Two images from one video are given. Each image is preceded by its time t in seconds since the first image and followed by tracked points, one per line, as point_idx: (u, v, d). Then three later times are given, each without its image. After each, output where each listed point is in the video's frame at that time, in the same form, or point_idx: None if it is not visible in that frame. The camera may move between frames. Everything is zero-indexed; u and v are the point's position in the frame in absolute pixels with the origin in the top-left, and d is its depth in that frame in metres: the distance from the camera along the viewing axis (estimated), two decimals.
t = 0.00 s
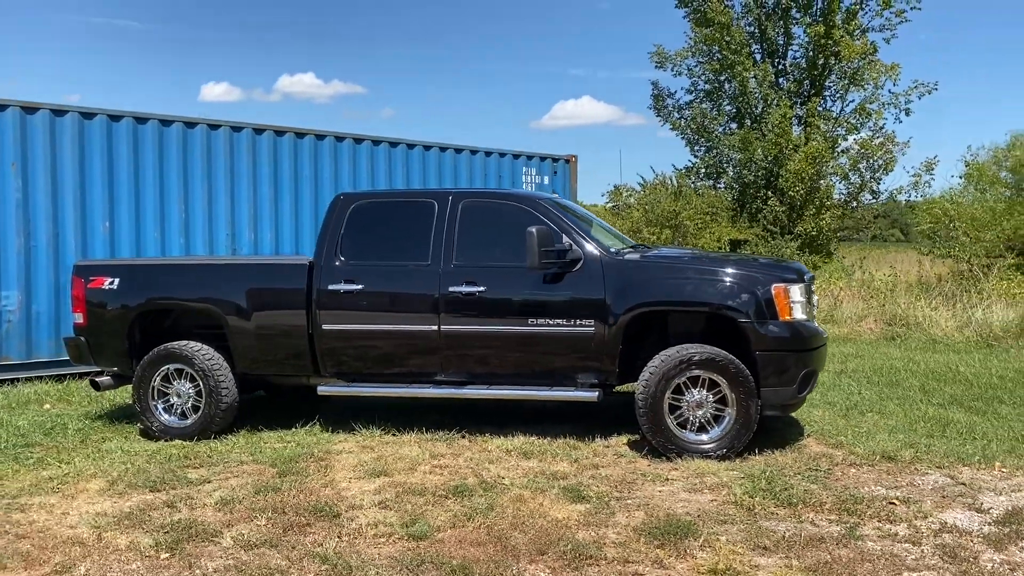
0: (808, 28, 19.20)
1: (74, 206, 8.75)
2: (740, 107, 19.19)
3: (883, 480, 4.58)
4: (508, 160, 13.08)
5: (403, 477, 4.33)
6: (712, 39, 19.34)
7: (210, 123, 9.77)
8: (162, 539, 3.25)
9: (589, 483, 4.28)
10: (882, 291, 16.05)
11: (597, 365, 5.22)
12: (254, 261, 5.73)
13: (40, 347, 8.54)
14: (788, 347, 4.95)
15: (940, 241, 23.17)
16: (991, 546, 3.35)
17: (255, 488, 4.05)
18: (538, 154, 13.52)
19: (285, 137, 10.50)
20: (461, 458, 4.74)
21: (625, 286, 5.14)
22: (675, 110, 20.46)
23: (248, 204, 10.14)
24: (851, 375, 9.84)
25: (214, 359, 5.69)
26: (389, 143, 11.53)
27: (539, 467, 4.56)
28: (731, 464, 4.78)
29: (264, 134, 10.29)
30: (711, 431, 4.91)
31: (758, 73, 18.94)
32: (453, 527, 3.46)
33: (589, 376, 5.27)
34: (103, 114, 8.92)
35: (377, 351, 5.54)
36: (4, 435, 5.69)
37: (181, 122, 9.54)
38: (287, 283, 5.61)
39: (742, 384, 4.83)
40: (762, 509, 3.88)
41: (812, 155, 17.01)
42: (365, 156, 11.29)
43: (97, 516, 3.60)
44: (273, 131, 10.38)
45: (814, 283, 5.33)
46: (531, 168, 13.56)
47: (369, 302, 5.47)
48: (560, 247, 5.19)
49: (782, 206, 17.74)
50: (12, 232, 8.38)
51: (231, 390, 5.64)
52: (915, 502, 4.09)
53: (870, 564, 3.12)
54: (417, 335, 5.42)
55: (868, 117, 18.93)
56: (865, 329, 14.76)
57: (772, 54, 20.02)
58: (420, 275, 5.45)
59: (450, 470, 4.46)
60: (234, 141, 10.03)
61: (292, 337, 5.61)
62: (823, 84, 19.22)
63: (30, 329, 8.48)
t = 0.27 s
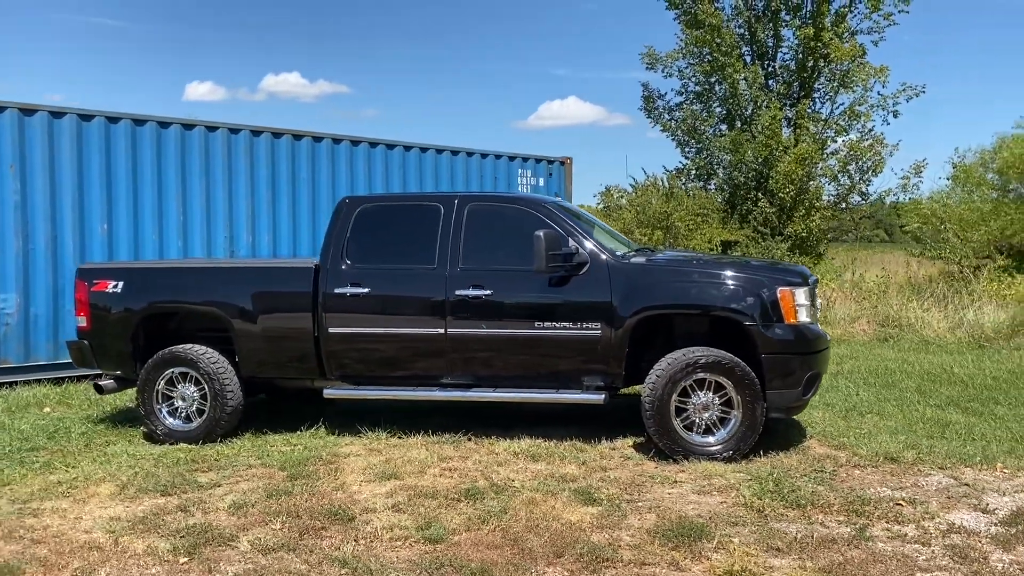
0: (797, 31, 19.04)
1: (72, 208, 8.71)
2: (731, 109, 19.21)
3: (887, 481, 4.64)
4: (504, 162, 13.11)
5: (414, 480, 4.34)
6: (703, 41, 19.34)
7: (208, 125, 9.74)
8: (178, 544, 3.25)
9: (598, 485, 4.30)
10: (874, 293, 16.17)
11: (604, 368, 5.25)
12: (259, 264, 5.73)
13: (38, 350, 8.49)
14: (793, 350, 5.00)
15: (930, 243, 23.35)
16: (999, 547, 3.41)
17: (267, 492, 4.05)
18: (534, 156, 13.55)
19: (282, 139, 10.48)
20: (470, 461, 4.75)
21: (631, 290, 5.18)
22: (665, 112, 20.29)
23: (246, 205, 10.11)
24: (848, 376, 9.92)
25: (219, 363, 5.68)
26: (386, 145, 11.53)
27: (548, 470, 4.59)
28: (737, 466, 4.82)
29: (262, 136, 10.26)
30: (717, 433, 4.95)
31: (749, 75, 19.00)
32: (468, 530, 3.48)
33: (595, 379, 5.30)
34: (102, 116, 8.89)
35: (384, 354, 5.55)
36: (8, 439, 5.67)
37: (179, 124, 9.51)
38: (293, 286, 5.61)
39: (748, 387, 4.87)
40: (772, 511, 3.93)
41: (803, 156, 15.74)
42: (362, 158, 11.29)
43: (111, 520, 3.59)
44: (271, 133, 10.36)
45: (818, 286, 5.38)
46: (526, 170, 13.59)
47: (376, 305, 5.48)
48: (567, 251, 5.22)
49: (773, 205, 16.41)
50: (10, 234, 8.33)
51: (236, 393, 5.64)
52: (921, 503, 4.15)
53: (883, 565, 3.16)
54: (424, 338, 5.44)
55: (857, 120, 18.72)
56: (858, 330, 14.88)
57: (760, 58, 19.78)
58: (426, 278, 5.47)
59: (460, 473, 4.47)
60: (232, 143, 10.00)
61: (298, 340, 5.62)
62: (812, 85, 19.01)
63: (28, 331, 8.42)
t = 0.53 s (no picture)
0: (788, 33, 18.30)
1: (74, 207, 8.69)
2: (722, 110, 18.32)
3: (894, 476, 4.71)
4: (501, 161, 13.16)
5: (428, 477, 4.37)
6: (695, 43, 18.41)
7: (209, 124, 9.74)
8: (200, 541, 3.27)
9: (611, 482, 4.34)
10: (868, 293, 16.28)
11: (612, 366, 5.30)
12: (268, 263, 5.75)
13: (39, 350, 8.46)
14: (801, 348, 5.06)
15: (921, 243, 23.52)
16: (1010, 540, 3.48)
17: (283, 490, 4.06)
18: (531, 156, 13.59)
19: (282, 138, 10.47)
20: (481, 458, 4.79)
21: (639, 289, 5.22)
22: (656, 111, 20.20)
23: (246, 205, 10.11)
24: (845, 374, 10.01)
25: (228, 362, 5.69)
26: (385, 144, 11.54)
27: (559, 467, 4.63)
28: (746, 462, 4.88)
29: (262, 136, 10.25)
30: (725, 430, 5.01)
31: (740, 76, 18.22)
32: (486, 526, 3.52)
33: (603, 377, 5.35)
34: (103, 115, 8.87)
35: (393, 352, 5.58)
36: (16, 439, 5.66)
37: (180, 123, 9.49)
38: (302, 285, 5.63)
39: (756, 385, 4.93)
40: (784, 506, 3.98)
41: (793, 157, 15.53)
42: (362, 158, 11.29)
43: (130, 518, 3.61)
44: (271, 132, 10.35)
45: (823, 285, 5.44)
46: (523, 170, 13.62)
47: (385, 304, 5.50)
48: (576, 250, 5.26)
49: (763, 206, 16.17)
50: (12, 233, 8.30)
51: (244, 392, 5.65)
52: (929, 498, 4.22)
53: (897, 559, 3.21)
54: (434, 337, 5.47)
55: (846, 121, 18.62)
56: (852, 329, 15.02)
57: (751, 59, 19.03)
58: (436, 278, 5.50)
59: (473, 470, 4.51)
60: (232, 142, 10.00)
61: (308, 339, 5.64)
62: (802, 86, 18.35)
63: (29, 331, 8.40)
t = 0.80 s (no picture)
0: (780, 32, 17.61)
1: (76, 207, 8.70)
2: (713, 110, 17.55)
3: (900, 472, 4.78)
4: (499, 161, 13.19)
5: (441, 474, 4.41)
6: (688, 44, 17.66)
7: (211, 123, 9.75)
8: (221, 537, 3.30)
9: (622, 478, 4.39)
10: (861, 292, 16.40)
11: (620, 363, 5.35)
12: (277, 262, 5.78)
13: (41, 349, 8.47)
14: (806, 346, 5.13)
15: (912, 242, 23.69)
16: (1017, 533, 3.55)
17: (299, 487, 4.09)
18: (528, 155, 13.64)
19: (283, 138, 10.49)
20: (492, 455, 4.84)
21: (647, 287, 5.28)
22: (649, 112, 20.14)
23: (247, 205, 10.12)
24: (842, 372, 10.10)
25: (237, 360, 5.72)
26: (384, 144, 11.55)
27: (570, 463, 4.68)
28: (753, 458, 4.95)
29: (263, 135, 10.27)
30: (733, 427, 5.07)
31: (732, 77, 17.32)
32: (503, 521, 3.56)
33: (611, 375, 5.40)
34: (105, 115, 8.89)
35: (403, 350, 5.63)
36: (25, 437, 5.68)
37: (181, 122, 9.51)
38: (312, 284, 5.66)
39: (763, 382, 4.99)
40: (794, 501, 4.05)
41: (784, 157, 15.57)
42: (361, 158, 11.30)
43: (150, 515, 3.63)
44: (271, 132, 10.35)
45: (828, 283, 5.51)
46: (521, 170, 13.67)
47: (394, 303, 5.54)
48: (585, 249, 5.31)
49: (756, 206, 15.98)
50: (14, 233, 8.30)
51: (254, 390, 5.68)
52: (936, 492, 4.29)
53: (910, 551, 3.28)
54: (443, 335, 5.51)
55: (838, 121, 18.59)
56: (846, 328, 15.15)
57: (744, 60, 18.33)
58: (445, 277, 5.55)
59: (486, 467, 4.55)
60: (233, 142, 10.02)
61: (317, 337, 5.68)
62: (793, 88, 17.60)
63: (32, 331, 8.40)
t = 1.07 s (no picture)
0: (771, 34, 17.54)
1: (76, 207, 8.68)
2: (705, 110, 17.60)
3: (905, 469, 4.83)
4: (497, 161, 13.20)
5: (452, 472, 4.43)
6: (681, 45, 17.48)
7: (211, 123, 9.75)
8: (238, 536, 3.31)
9: (632, 476, 4.42)
10: (855, 292, 16.50)
11: (627, 363, 5.39)
12: (284, 262, 5.78)
13: (42, 350, 8.46)
14: (812, 345, 5.18)
15: (904, 242, 23.83)
16: None
17: (312, 486, 4.10)
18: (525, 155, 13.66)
19: (283, 138, 10.48)
20: (501, 454, 4.86)
21: (654, 287, 5.31)
22: (642, 112, 20.10)
23: (246, 205, 10.11)
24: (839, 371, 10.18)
25: (244, 360, 5.72)
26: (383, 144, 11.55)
27: (580, 462, 4.71)
28: (760, 457, 5.00)
29: (263, 135, 10.26)
30: (739, 426, 5.11)
31: (724, 78, 17.31)
32: (518, 519, 3.58)
33: (617, 374, 5.43)
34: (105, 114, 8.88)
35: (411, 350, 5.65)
36: (31, 438, 5.67)
37: (181, 122, 9.51)
38: (319, 284, 5.67)
39: (769, 381, 5.03)
40: (804, 499, 4.09)
41: (776, 157, 15.55)
42: (360, 158, 11.30)
43: (165, 514, 3.64)
44: (271, 132, 10.35)
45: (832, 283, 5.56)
46: (518, 170, 13.69)
47: (402, 303, 5.56)
48: (592, 249, 5.34)
49: (747, 206, 15.95)
50: (14, 233, 8.28)
51: (261, 390, 5.69)
52: (942, 489, 4.34)
53: (922, 547, 3.32)
54: (450, 335, 5.54)
55: (829, 122, 18.62)
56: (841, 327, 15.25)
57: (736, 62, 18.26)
58: (452, 277, 5.57)
59: (496, 465, 4.58)
60: (233, 142, 10.01)
61: (325, 337, 5.69)
62: (784, 89, 17.58)
63: (32, 332, 8.39)
